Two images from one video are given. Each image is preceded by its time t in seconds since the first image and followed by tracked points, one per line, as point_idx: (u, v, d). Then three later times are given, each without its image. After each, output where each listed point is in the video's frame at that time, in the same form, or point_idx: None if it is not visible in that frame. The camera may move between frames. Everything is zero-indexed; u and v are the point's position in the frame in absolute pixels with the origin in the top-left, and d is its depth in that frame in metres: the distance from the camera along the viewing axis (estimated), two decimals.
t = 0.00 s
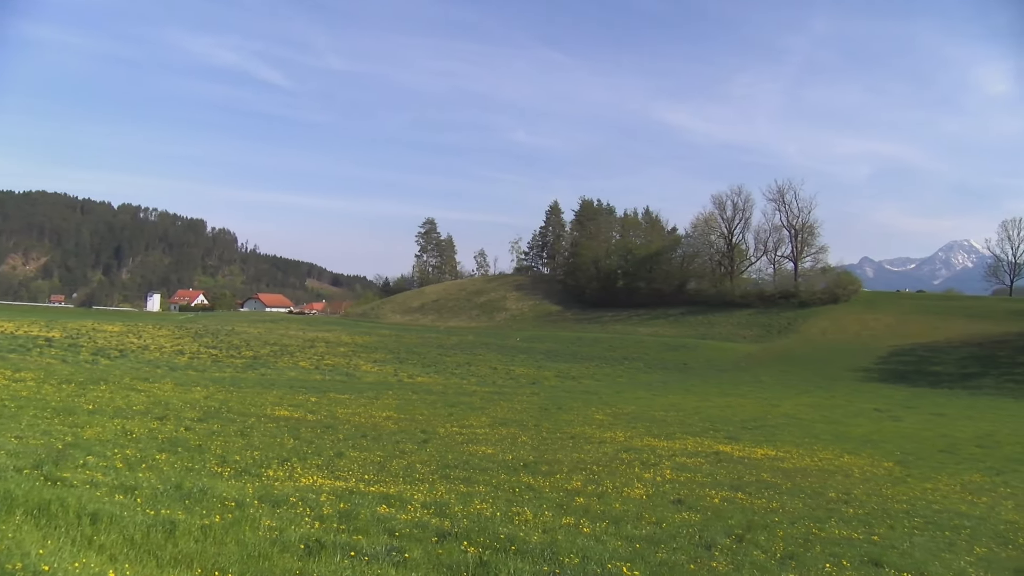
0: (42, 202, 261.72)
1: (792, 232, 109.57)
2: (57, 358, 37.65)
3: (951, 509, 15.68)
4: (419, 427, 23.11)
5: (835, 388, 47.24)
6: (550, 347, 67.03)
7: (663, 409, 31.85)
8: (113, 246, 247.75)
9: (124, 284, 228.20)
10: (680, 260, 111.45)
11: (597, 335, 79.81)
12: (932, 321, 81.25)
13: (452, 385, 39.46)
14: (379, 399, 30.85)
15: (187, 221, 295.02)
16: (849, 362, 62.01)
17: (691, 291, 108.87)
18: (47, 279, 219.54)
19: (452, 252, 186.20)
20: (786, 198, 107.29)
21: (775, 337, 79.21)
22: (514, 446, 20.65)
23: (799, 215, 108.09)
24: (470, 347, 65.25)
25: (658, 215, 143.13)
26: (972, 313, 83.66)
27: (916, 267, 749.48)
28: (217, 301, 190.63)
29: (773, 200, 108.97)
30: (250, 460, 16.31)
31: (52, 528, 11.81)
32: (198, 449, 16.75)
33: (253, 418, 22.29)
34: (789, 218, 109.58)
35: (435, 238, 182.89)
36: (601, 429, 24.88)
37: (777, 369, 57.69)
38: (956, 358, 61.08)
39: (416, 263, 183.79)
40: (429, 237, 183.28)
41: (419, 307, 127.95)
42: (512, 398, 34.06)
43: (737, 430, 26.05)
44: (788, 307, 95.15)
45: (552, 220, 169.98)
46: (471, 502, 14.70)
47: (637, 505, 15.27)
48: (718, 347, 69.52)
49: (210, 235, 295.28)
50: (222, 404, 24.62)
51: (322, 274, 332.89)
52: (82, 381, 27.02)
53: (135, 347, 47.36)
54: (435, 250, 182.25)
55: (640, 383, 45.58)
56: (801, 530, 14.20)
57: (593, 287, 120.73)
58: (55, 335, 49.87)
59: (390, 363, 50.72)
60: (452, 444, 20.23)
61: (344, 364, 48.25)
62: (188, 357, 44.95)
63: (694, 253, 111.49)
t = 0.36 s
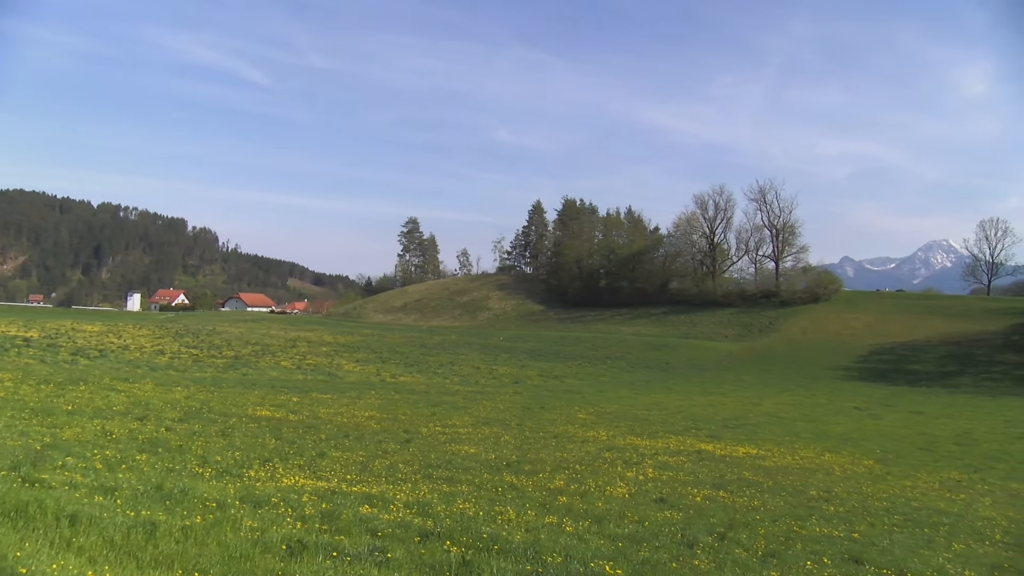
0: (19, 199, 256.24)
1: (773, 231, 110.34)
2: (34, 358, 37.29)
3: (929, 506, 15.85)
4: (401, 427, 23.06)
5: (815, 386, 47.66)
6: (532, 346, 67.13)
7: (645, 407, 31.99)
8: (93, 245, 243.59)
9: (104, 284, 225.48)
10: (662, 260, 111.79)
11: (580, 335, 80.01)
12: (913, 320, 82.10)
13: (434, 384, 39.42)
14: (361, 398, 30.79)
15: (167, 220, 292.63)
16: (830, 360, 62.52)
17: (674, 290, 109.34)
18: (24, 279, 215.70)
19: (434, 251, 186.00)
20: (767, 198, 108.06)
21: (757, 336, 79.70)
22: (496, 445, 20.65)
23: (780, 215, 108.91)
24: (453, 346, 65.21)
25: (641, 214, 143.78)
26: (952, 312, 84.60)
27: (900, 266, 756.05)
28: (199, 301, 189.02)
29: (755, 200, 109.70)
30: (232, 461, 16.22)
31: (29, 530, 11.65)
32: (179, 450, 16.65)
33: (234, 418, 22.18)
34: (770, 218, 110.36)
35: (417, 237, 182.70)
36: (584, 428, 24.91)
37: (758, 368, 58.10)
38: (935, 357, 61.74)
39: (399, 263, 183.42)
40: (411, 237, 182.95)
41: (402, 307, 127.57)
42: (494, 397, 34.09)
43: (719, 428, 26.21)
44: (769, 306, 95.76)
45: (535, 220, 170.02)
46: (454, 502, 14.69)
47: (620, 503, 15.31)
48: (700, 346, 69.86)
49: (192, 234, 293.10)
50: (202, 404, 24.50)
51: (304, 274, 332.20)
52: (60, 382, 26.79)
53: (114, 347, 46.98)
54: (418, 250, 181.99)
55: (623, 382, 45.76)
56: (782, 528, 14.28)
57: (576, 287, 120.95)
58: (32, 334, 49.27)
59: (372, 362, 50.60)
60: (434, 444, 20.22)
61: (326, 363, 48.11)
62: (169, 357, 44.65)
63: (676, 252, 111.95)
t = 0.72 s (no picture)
0: None
1: (755, 231, 110.93)
2: (12, 358, 36.84)
3: (909, 503, 16.00)
4: (383, 427, 23.00)
5: (795, 384, 48.11)
6: (516, 346, 67.14)
7: (628, 406, 32.11)
8: (74, 243, 236.29)
9: (84, 284, 221.82)
10: (645, 259, 112.42)
11: (564, 334, 80.06)
12: (893, 318, 82.95)
13: (417, 383, 39.37)
14: (343, 398, 30.71)
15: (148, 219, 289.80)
16: (812, 359, 63.06)
17: (656, 289, 110.09)
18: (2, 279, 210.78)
19: (417, 250, 185.64)
20: (748, 198, 108.73)
21: (739, 335, 80.16)
22: (479, 445, 20.65)
23: (762, 215, 109.64)
24: (436, 346, 65.09)
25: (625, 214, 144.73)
26: (932, 311, 85.51)
27: (884, 267, 762.92)
28: (180, 301, 187.15)
29: (737, 199, 110.35)
30: (213, 461, 16.11)
31: (8, 532, 11.49)
32: (159, 450, 16.52)
33: (215, 418, 22.04)
34: (752, 218, 111.01)
35: (400, 236, 182.12)
36: (566, 427, 24.95)
37: (741, 367, 58.47)
38: (915, 355, 62.38)
39: (381, 262, 182.86)
40: (394, 236, 182.39)
41: (385, 306, 127.22)
42: (478, 396, 34.10)
43: (701, 427, 26.35)
44: (751, 305, 96.49)
45: (518, 219, 169.96)
46: (437, 501, 14.67)
47: (603, 502, 15.34)
48: (682, 345, 70.17)
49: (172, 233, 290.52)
50: (183, 404, 24.37)
51: (287, 273, 331.19)
52: (38, 382, 26.53)
53: (94, 347, 46.50)
54: (401, 249, 181.55)
55: (606, 381, 45.92)
56: (764, 526, 14.37)
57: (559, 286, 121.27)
58: (8, 335, 48.50)
59: (354, 362, 50.40)
60: (418, 443, 20.20)
61: (308, 363, 47.92)
62: (149, 357, 44.26)
63: (658, 251, 112.52)
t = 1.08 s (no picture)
0: None
1: (737, 231, 111.42)
2: None
3: (889, 501, 16.17)
4: (367, 427, 22.92)
5: (778, 383, 48.50)
6: (499, 345, 67.07)
7: (612, 405, 32.24)
8: (51, 242, 222.87)
9: (63, 281, 212.00)
10: (629, 258, 113.94)
11: (548, 333, 80.16)
12: (873, 317, 83.89)
13: (401, 383, 39.25)
14: (326, 397, 30.57)
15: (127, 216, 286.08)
16: (794, 358, 63.58)
17: (640, 288, 111.45)
18: None
19: (401, 249, 185.11)
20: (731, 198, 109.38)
21: (721, 334, 80.63)
22: (464, 444, 20.60)
23: (744, 214, 110.36)
24: (419, 345, 64.90)
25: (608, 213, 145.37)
26: (912, 309, 86.54)
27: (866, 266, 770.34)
28: (160, 300, 184.80)
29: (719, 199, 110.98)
30: (195, 461, 15.99)
31: None
32: (141, 450, 16.37)
33: (197, 418, 21.87)
34: (735, 218, 111.56)
35: (384, 235, 181.79)
36: (551, 426, 24.98)
37: (724, 366, 58.80)
38: (894, 354, 63.09)
39: (365, 261, 182.10)
40: (377, 234, 181.55)
41: (368, 305, 127.15)
42: (462, 396, 34.02)
43: (684, 425, 26.47)
44: (734, 304, 97.45)
45: (501, 218, 169.80)
46: (421, 501, 14.63)
47: (586, 501, 15.38)
48: (664, 343, 70.51)
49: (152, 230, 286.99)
50: (164, 404, 24.14)
51: (268, 271, 329.44)
52: (15, 382, 26.19)
53: (73, 347, 45.86)
54: (384, 248, 180.87)
55: (589, 380, 46.07)
56: (746, 524, 14.45)
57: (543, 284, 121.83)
58: None
59: (337, 361, 50.11)
60: (402, 443, 20.15)
61: (290, 363, 47.60)
62: (129, 356, 43.78)
63: (641, 251, 113.52)
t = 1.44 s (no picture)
0: None
1: (721, 230, 112.10)
2: None
3: (871, 498, 16.29)
4: (351, 426, 22.87)
5: (761, 382, 48.69)
6: (484, 344, 66.91)
7: (596, 404, 32.28)
8: (30, 241, 216.62)
9: (41, 280, 208.65)
10: (613, 258, 113.48)
11: (533, 332, 80.18)
12: (856, 316, 84.64)
13: (385, 383, 39.13)
14: (309, 397, 30.38)
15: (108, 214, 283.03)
16: (778, 356, 63.94)
17: (624, 288, 111.81)
18: None
19: (384, 248, 184.52)
20: (715, 198, 109.87)
21: (705, 332, 80.89)
22: (448, 443, 20.57)
23: (727, 214, 110.98)
24: (403, 344, 64.72)
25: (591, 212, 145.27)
26: (894, 308, 87.35)
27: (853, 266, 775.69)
28: (142, 300, 182.75)
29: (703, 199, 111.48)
30: (177, 461, 15.90)
31: None
32: (122, 451, 16.24)
33: (179, 418, 21.72)
34: (718, 217, 112.19)
35: (367, 234, 180.86)
36: (535, 425, 24.97)
37: (708, 365, 58.98)
38: (876, 353, 63.64)
39: (348, 259, 181.23)
40: (361, 233, 180.63)
41: (352, 304, 127.12)
42: (447, 395, 33.92)
43: (668, 424, 26.54)
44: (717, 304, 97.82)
45: (485, 217, 169.49)
46: (404, 500, 14.60)
47: (570, 499, 15.42)
48: (648, 342, 70.67)
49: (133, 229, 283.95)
50: (146, 403, 23.94)
51: (251, 269, 327.48)
52: None
53: (52, 346, 45.27)
54: (368, 247, 180.10)
55: (574, 379, 46.09)
56: (729, 522, 14.51)
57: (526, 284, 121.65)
58: None
59: (321, 361, 49.84)
60: (386, 442, 20.11)
61: (272, 362, 47.26)
62: (109, 356, 43.36)
63: (626, 250, 113.71)
